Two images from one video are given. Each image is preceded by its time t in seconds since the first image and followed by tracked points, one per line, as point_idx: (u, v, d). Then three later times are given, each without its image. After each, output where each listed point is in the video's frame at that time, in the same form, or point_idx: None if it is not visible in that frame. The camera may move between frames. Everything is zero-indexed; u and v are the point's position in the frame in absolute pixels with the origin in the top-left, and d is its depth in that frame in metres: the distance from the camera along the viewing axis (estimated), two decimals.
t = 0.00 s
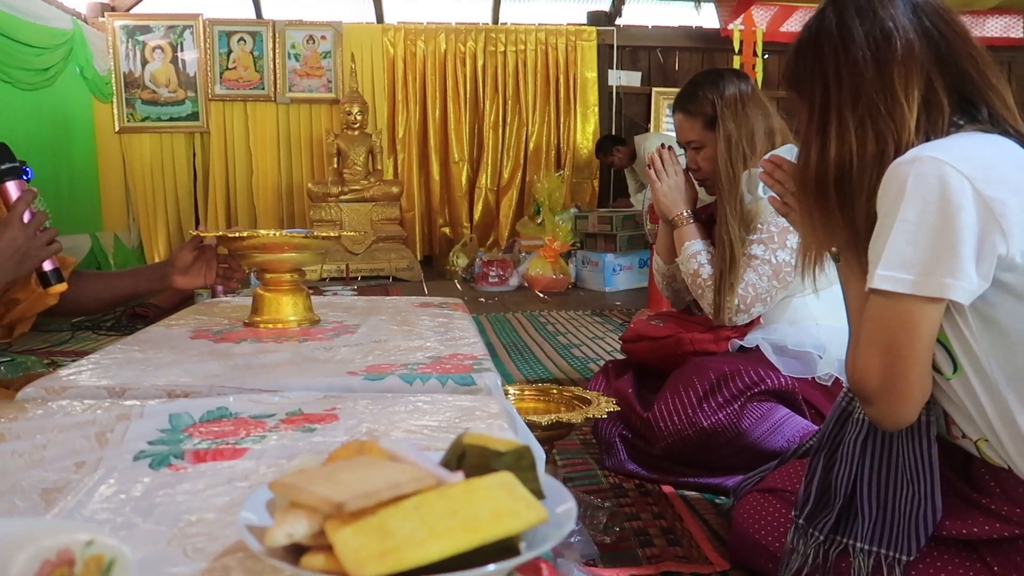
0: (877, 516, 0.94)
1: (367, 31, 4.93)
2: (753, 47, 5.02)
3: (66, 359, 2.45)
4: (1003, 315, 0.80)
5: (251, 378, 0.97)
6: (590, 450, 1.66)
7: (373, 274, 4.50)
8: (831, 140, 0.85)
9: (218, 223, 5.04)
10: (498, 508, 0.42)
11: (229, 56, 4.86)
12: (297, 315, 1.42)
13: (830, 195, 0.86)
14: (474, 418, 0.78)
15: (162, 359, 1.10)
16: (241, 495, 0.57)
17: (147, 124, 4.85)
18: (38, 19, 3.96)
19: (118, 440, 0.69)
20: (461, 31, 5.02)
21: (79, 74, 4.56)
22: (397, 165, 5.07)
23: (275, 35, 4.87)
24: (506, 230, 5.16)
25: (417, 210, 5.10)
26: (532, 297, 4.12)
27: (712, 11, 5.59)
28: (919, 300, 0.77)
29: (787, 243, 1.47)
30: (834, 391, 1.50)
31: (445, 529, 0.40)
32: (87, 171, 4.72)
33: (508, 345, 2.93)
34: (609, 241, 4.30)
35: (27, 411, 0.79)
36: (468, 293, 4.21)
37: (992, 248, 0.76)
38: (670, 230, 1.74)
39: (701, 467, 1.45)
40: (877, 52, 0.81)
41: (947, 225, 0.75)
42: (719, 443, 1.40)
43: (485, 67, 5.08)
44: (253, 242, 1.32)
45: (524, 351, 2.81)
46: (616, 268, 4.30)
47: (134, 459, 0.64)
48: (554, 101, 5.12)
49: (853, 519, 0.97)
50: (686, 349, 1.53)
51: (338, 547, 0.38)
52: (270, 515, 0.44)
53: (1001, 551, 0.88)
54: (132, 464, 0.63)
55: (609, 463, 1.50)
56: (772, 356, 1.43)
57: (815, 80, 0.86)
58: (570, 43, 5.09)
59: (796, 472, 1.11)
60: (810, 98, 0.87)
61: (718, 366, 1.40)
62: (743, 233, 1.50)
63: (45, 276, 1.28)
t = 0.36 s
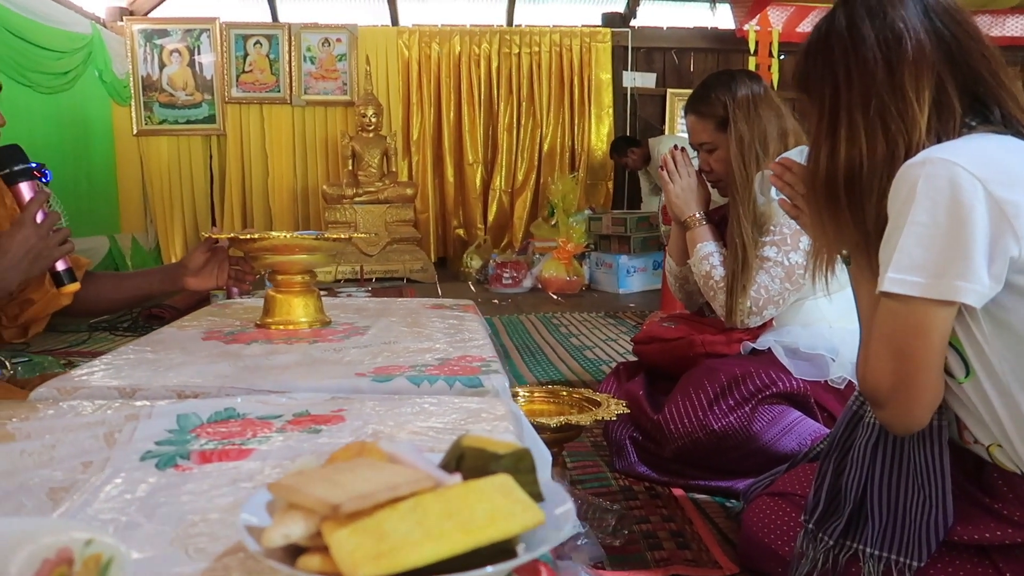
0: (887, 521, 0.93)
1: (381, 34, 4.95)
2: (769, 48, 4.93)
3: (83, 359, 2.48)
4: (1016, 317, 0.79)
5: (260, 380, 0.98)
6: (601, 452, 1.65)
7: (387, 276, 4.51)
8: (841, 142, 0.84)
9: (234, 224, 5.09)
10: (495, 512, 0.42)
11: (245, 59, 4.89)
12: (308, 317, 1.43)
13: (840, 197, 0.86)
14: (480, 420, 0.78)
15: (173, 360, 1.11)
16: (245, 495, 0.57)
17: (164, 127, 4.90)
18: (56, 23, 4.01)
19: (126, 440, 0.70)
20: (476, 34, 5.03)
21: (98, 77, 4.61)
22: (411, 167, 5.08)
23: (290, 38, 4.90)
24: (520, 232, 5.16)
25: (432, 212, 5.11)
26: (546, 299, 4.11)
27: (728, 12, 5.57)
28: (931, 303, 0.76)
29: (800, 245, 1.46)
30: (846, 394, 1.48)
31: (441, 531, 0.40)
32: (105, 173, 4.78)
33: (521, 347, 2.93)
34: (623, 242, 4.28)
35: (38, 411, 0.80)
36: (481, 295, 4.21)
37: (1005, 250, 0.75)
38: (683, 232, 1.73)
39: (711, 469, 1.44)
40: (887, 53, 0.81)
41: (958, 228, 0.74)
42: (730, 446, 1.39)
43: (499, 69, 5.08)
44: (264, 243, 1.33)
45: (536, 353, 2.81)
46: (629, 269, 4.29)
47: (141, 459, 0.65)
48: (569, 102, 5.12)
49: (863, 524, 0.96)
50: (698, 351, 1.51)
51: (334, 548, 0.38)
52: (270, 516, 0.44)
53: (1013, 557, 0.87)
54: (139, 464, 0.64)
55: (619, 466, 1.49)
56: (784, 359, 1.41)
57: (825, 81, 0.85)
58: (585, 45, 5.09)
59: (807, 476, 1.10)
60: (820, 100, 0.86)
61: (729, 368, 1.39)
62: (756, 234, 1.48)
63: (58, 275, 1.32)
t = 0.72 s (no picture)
0: (903, 528, 0.92)
1: (404, 38, 4.99)
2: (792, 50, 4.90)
3: (110, 360, 2.53)
4: None
5: (278, 382, 0.99)
6: (618, 455, 1.65)
7: (410, 278, 4.53)
8: (857, 146, 0.83)
9: (259, 227, 5.15)
10: (498, 514, 0.42)
11: (270, 64, 4.96)
12: (328, 320, 1.44)
13: (856, 201, 0.85)
14: (493, 423, 0.79)
15: (194, 361, 1.13)
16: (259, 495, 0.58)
17: (191, 131, 4.98)
18: (85, 30, 4.09)
19: (146, 440, 0.71)
20: (498, 37, 5.04)
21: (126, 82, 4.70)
22: (434, 170, 5.11)
23: (314, 42, 4.96)
24: (541, 235, 5.15)
25: (453, 215, 5.13)
26: (567, 302, 4.10)
27: (751, 13, 5.54)
28: (949, 309, 0.76)
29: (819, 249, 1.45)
30: (866, 399, 1.47)
31: (445, 531, 0.41)
32: (133, 177, 4.87)
33: (541, 350, 2.93)
34: (644, 245, 4.26)
35: (62, 412, 0.82)
36: (503, 298, 4.22)
37: None
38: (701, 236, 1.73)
39: (729, 474, 1.43)
40: (903, 56, 0.80)
41: (976, 233, 0.74)
42: (748, 451, 1.38)
43: (521, 72, 5.09)
44: (284, 247, 1.35)
45: (556, 356, 2.80)
46: (651, 272, 4.27)
47: (159, 460, 0.66)
48: (590, 105, 5.11)
49: (879, 531, 0.95)
50: (716, 356, 1.51)
51: (339, 548, 0.39)
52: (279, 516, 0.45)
53: None
54: (157, 465, 0.65)
55: (636, 470, 1.49)
56: (802, 364, 1.41)
57: (841, 85, 0.85)
58: (607, 48, 5.08)
59: (824, 482, 1.10)
60: (836, 104, 0.86)
61: (747, 373, 1.38)
62: (774, 239, 1.47)
63: (81, 277, 1.39)
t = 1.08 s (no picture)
0: (933, 544, 0.91)
1: (441, 46, 5.03)
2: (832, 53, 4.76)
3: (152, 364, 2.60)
4: None
5: (308, 389, 1.01)
6: (648, 464, 1.64)
7: (445, 284, 4.56)
8: (882, 157, 0.82)
9: (298, 233, 5.24)
10: (506, 526, 0.43)
11: (310, 72, 5.05)
12: (360, 327, 1.46)
13: (882, 213, 0.84)
14: (515, 432, 0.79)
15: (228, 368, 1.16)
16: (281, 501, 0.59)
17: (233, 139, 5.10)
18: (130, 41, 4.25)
19: (177, 446, 0.74)
20: (534, 43, 5.05)
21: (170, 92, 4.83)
22: (469, 176, 5.14)
23: (353, 51, 5.03)
24: (577, 240, 5.14)
25: (489, 221, 5.16)
26: (601, 308, 4.09)
27: (790, 16, 5.47)
28: (976, 323, 0.74)
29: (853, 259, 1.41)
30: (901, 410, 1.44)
31: (454, 543, 0.42)
32: (176, 185, 5.00)
33: (574, 357, 2.93)
34: (680, 251, 4.22)
35: (100, 418, 0.85)
36: (537, 304, 4.22)
37: None
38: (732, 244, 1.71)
39: (759, 485, 1.42)
40: (930, 65, 0.79)
41: (1004, 246, 0.72)
42: (779, 462, 1.36)
43: (557, 79, 5.10)
44: (317, 255, 1.37)
45: (589, 363, 2.80)
46: (687, 279, 4.22)
47: (189, 465, 0.68)
48: (626, 110, 5.10)
49: (908, 547, 0.94)
50: (747, 364, 1.49)
51: (350, 556, 0.40)
52: (295, 523, 0.46)
53: None
54: (187, 470, 0.67)
55: (665, 479, 1.49)
56: (836, 374, 1.38)
57: (866, 96, 0.84)
58: (643, 53, 5.06)
59: (854, 495, 1.08)
60: (861, 115, 0.85)
61: (778, 383, 1.37)
62: (806, 247, 1.45)
63: (122, 285, 1.44)
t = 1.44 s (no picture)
0: (975, 554, 0.88)
1: (486, 47, 5.06)
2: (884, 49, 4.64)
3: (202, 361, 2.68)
4: None
5: (346, 387, 1.03)
6: (686, 467, 1.63)
7: (489, 284, 4.58)
8: (925, 156, 0.81)
9: (345, 234, 5.33)
10: (525, 523, 0.44)
11: (356, 75, 5.13)
12: (399, 326, 1.49)
13: (924, 213, 0.82)
14: (547, 431, 0.79)
15: (270, 365, 1.19)
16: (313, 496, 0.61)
17: (282, 141, 5.21)
18: (182, 45, 4.43)
19: (217, 440, 0.77)
20: (578, 44, 5.04)
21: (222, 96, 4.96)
22: (513, 176, 5.15)
23: (398, 53, 5.09)
24: (621, 241, 5.11)
25: (532, 221, 5.16)
26: (644, 309, 4.06)
27: (840, 12, 5.36)
28: (1018, 327, 0.72)
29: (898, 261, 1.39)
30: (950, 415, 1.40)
31: (473, 539, 0.43)
32: (227, 186, 5.14)
33: (616, 358, 2.91)
34: (726, 252, 4.16)
35: (146, 412, 0.89)
36: (579, 304, 4.21)
37: None
38: (774, 245, 1.69)
39: (800, 490, 1.40)
40: (976, 62, 0.77)
41: None
42: (819, 467, 1.34)
43: (601, 79, 5.08)
44: (357, 256, 1.40)
45: (630, 365, 2.78)
46: (732, 280, 4.16)
47: (228, 459, 0.71)
48: (671, 110, 5.05)
49: (950, 557, 0.91)
50: (788, 368, 1.48)
51: (372, 548, 0.41)
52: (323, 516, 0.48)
53: None
54: (226, 464, 0.70)
55: (704, 482, 1.48)
56: (881, 379, 1.36)
57: (909, 94, 0.82)
58: (689, 52, 5.01)
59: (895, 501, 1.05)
60: (904, 113, 0.83)
61: (819, 387, 1.34)
62: (850, 250, 1.43)
63: (172, 284, 1.49)
